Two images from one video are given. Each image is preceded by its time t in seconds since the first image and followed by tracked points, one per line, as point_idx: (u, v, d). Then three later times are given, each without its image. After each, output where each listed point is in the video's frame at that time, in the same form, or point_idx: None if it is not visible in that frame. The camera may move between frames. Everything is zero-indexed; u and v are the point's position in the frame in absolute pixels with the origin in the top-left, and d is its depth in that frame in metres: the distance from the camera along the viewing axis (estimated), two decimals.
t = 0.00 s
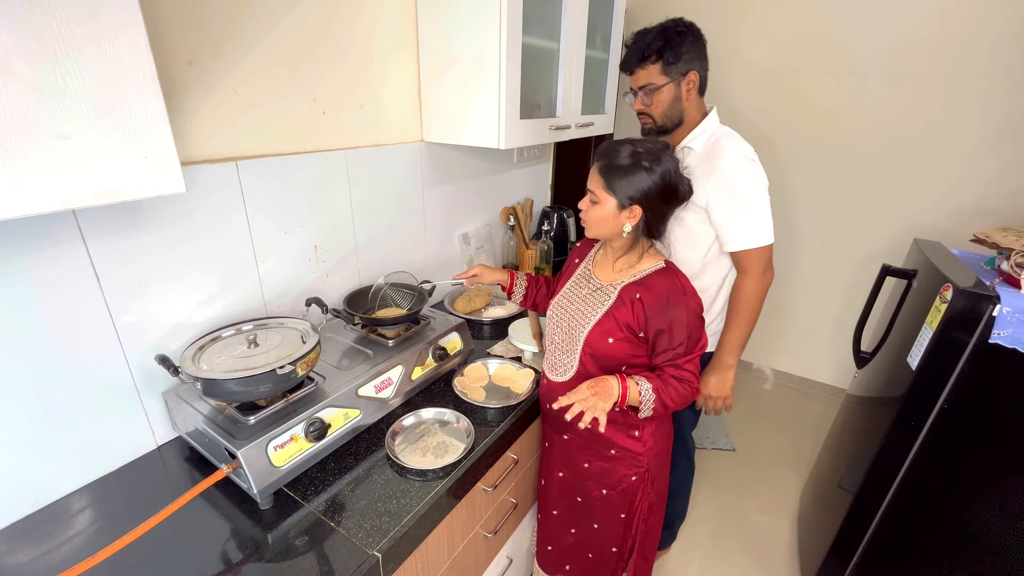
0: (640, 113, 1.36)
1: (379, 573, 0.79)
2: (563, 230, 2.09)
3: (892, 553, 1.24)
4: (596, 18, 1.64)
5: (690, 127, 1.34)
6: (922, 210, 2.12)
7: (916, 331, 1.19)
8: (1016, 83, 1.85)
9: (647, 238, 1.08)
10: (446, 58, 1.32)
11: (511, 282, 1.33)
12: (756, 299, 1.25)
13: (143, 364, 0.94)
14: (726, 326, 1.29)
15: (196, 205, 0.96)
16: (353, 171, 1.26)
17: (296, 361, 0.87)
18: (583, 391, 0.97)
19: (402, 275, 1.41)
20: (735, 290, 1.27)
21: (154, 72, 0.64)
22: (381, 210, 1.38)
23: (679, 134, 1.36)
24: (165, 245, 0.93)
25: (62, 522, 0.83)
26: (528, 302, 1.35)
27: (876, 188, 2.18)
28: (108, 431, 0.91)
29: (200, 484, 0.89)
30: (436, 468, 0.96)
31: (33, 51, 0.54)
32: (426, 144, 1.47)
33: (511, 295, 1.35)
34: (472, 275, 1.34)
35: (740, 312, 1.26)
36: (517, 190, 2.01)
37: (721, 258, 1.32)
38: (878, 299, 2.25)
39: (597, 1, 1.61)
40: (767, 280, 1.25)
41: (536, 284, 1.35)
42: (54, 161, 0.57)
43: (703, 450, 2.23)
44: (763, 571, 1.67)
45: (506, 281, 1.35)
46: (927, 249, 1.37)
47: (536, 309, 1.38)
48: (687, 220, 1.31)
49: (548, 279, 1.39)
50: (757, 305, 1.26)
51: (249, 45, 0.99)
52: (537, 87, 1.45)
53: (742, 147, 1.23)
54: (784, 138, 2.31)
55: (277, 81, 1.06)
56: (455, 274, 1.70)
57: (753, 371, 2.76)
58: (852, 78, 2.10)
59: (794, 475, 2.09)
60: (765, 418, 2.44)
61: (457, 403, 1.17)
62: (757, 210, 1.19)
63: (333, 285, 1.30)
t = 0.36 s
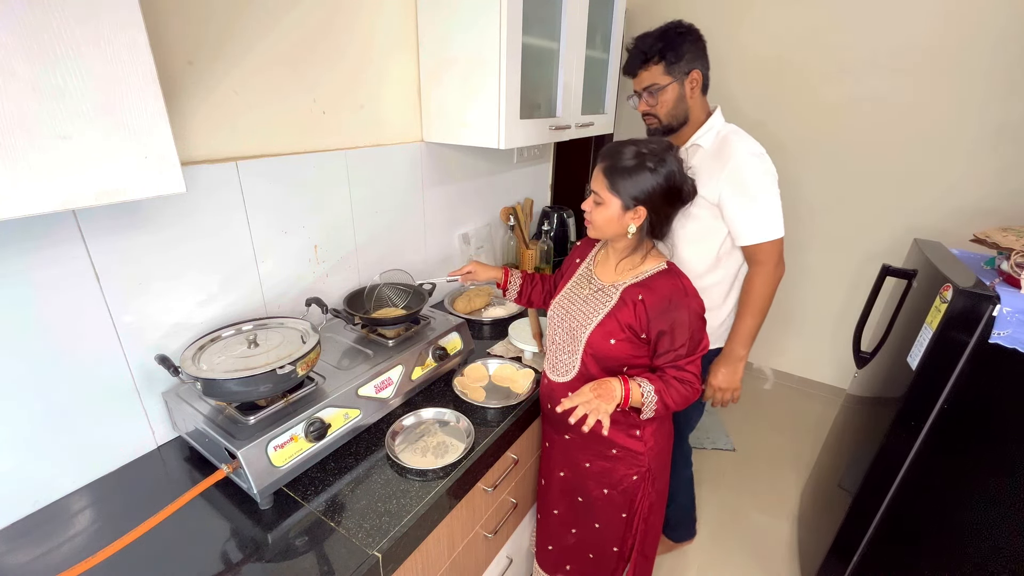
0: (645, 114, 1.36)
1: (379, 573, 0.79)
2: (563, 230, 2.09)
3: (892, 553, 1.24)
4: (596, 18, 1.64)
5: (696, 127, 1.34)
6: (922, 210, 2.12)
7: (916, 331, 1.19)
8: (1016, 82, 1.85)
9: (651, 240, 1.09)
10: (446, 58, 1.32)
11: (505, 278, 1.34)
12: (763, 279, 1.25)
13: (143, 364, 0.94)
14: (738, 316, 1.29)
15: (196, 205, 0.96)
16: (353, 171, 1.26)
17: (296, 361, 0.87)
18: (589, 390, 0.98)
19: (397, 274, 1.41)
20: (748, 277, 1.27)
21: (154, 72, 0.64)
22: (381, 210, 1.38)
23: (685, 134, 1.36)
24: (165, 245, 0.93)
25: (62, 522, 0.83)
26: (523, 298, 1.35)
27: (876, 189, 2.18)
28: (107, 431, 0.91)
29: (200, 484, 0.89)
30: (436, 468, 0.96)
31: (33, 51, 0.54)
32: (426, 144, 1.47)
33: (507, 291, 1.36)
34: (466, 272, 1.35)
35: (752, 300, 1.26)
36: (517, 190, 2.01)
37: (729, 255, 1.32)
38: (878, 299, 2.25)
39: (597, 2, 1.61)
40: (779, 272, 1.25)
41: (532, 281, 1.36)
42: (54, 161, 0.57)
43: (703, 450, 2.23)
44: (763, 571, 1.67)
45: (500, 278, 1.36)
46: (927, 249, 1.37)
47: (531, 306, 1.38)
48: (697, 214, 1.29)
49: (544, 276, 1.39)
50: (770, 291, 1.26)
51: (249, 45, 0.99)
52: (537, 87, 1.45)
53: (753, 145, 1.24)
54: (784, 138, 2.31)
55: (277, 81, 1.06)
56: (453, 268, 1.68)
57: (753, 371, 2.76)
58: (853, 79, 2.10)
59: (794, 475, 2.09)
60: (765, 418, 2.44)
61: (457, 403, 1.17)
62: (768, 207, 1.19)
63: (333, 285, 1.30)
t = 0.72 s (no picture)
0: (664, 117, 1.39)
1: (379, 573, 0.79)
2: (563, 231, 2.09)
3: (891, 552, 1.24)
4: (596, 18, 1.64)
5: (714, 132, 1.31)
6: (923, 210, 2.12)
7: (916, 331, 1.19)
8: (1016, 83, 1.85)
9: (653, 236, 1.09)
10: (446, 58, 1.32)
11: (502, 276, 1.35)
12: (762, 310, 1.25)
13: (143, 364, 0.94)
14: (736, 345, 1.29)
15: (196, 205, 0.96)
16: (353, 171, 1.26)
17: (296, 361, 0.87)
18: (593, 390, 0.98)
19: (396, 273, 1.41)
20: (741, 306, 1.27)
21: (154, 72, 0.64)
22: (381, 211, 1.38)
23: (702, 139, 1.35)
24: (165, 245, 0.93)
25: (62, 521, 0.83)
26: (520, 297, 1.36)
27: (876, 188, 2.18)
28: (107, 430, 0.91)
29: (200, 484, 0.89)
30: (436, 468, 0.96)
31: (33, 51, 0.54)
32: (426, 144, 1.47)
33: (504, 289, 1.36)
34: (464, 270, 1.35)
35: (748, 331, 1.26)
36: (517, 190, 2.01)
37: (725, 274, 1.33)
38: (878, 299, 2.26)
39: (597, 2, 1.61)
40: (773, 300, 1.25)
41: (529, 280, 1.36)
42: (54, 161, 0.57)
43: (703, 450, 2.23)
44: (763, 571, 1.67)
45: (497, 276, 1.37)
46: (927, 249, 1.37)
47: (529, 305, 1.38)
48: (692, 230, 1.32)
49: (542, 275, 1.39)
50: (768, 317, 1.25)
51: (249, 45, 0.99)
52: (537, 87, 1.45)
53: (754, 161, 1.22)
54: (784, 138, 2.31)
55: (276, 81, 1.06)
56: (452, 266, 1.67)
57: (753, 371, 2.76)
58: (853, 79, 2.10)
59: (794, 475, 2.09)
60: (765, 418, 2.44)
61: (457, 403, 1.17)
62: (759, 232, 1.19)
63: (333, 285, 1.30)
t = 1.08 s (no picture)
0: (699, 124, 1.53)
1: (379, 573, 0.79)
2: (563, 231, 2.09)
3: (891, 552, 1.24)
4: (596, 18, 1.64)
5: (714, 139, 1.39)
6: (923, 210, 2.12)
7: (916, 331, 1.19)
8: (1017, 82, 1.85)
9: (653, 236, 1.09)
10: (446, 58, 1.32)
11: (502, 277, 1.35)
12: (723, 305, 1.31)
13: (143, 364, 0.94)
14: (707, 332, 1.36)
15: (196, 205, 0.96)
16: (353, 171, 1.26)
17: (296, 361, 0.87)
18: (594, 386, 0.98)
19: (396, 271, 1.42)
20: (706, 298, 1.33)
21: (154, 72, 0.64)
22: (381, 210, 1.38)
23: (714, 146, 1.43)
24: (165, 245, 0.93)
25: (62, 521, 0.83)
26: (520, 296, 1.36)
27: (876, 188, 2.18)
28: (107, 430, 0.91)
29: (200, 484, 0.89)
30: (436, 468, 0.96)
31: (33, 51, 0.54)
32: (426, 144, 1.47)
33: (504, 288, 1.36)
34: (464, 270, 1.35)
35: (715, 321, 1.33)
36: (517, 190, 2.01)
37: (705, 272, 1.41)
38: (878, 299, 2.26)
39: (597, 2, 1.61)
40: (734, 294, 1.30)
41: (529, 280, 1.36)
42: (54, 161, 0.57)
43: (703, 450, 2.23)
44: (763, 571, 1.67)
45: (497, 276, 1.37)
46: (927, 249, 1.37)
47: (529, 304, 1.38)
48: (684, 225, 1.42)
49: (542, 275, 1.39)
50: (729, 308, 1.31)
51: (249, 45, 0.99)
52: (537, 87, 1.44)
53: (733, 167, 1.25)
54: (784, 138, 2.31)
55: (276, 81, 1.05)
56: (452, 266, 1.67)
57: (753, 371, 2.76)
58: (853, 79, 2.10)
59: (794, 475, 2.09)
60: (766, 418, 2.44)
61: (457, 403, 1.17)
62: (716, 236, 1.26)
63: (333, 285, 1.30)
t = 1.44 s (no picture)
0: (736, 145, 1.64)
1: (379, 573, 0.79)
2: (563, 230, 2.09)
3: (892, 552, 1.24)
4: (596, 19, 1.64)
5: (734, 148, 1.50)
6: (923, 210, 2.12)
7: (916, 331, 1.19)
8: (1017, 82, 1.85)
9: (654, 224, 1.09)
10: (446, 58, 1.32)
11: (504, 271, 1.36)
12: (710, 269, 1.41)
13: (143, 364, 0.94)
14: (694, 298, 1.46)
15: (196, 205, 0.96)
16: (353, 171, 1.26)
17: (296, 360, 0.87)
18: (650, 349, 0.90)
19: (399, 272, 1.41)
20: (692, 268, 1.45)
21: (154, 73, 0.64)
22: (380, 210, 1.38)
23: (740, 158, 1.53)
24: (165, 245, 0.93)
25: (63, 521, 0.83)
26: (521, 292, 1.36)
27: (876, 188, 2.18)
28: (107, 431, 0.91)
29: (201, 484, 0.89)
30: (435, 468, 0.96)
31: (33, 51, 0.54)
32: (426, 144, 1.47)
33: (505, 284, 1.37)
34: (466, 263, 1.35)
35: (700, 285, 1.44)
36: (517, 190, 2.01)
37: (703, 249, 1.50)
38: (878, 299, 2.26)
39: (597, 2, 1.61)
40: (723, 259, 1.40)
41: (531, 276, 1.36)
42: (54, 161, 0.57)
43: (703, 450, 2.23)
44: (763, 571, 1.67)
45: (499, 271, 1.37)
46: (927, 249, 1.37)
47: (529, 303, 1.38)
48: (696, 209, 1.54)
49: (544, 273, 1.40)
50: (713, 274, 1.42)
51: (249, 46, 0.99)
52: (537, 87, 1.44)
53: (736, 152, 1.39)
54: (784, 139, 2.31)
55: (276, 81, 1.05)
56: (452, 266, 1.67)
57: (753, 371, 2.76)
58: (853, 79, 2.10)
59: (794, 475, 2.09)
60: (766, 418, 2.44)
61: (457, 403, 1.17)
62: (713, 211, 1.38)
63: (333, 285, 1.30)
